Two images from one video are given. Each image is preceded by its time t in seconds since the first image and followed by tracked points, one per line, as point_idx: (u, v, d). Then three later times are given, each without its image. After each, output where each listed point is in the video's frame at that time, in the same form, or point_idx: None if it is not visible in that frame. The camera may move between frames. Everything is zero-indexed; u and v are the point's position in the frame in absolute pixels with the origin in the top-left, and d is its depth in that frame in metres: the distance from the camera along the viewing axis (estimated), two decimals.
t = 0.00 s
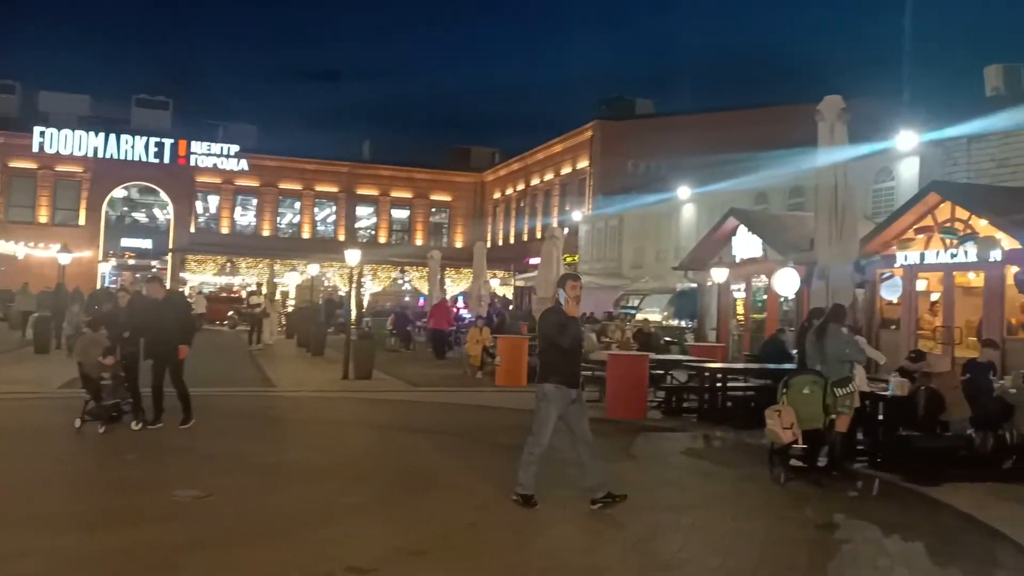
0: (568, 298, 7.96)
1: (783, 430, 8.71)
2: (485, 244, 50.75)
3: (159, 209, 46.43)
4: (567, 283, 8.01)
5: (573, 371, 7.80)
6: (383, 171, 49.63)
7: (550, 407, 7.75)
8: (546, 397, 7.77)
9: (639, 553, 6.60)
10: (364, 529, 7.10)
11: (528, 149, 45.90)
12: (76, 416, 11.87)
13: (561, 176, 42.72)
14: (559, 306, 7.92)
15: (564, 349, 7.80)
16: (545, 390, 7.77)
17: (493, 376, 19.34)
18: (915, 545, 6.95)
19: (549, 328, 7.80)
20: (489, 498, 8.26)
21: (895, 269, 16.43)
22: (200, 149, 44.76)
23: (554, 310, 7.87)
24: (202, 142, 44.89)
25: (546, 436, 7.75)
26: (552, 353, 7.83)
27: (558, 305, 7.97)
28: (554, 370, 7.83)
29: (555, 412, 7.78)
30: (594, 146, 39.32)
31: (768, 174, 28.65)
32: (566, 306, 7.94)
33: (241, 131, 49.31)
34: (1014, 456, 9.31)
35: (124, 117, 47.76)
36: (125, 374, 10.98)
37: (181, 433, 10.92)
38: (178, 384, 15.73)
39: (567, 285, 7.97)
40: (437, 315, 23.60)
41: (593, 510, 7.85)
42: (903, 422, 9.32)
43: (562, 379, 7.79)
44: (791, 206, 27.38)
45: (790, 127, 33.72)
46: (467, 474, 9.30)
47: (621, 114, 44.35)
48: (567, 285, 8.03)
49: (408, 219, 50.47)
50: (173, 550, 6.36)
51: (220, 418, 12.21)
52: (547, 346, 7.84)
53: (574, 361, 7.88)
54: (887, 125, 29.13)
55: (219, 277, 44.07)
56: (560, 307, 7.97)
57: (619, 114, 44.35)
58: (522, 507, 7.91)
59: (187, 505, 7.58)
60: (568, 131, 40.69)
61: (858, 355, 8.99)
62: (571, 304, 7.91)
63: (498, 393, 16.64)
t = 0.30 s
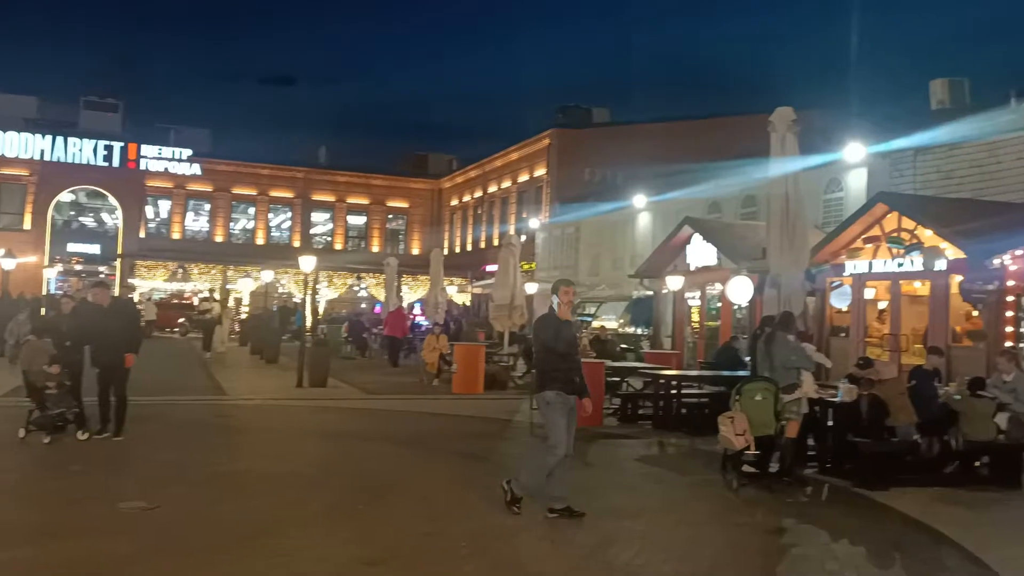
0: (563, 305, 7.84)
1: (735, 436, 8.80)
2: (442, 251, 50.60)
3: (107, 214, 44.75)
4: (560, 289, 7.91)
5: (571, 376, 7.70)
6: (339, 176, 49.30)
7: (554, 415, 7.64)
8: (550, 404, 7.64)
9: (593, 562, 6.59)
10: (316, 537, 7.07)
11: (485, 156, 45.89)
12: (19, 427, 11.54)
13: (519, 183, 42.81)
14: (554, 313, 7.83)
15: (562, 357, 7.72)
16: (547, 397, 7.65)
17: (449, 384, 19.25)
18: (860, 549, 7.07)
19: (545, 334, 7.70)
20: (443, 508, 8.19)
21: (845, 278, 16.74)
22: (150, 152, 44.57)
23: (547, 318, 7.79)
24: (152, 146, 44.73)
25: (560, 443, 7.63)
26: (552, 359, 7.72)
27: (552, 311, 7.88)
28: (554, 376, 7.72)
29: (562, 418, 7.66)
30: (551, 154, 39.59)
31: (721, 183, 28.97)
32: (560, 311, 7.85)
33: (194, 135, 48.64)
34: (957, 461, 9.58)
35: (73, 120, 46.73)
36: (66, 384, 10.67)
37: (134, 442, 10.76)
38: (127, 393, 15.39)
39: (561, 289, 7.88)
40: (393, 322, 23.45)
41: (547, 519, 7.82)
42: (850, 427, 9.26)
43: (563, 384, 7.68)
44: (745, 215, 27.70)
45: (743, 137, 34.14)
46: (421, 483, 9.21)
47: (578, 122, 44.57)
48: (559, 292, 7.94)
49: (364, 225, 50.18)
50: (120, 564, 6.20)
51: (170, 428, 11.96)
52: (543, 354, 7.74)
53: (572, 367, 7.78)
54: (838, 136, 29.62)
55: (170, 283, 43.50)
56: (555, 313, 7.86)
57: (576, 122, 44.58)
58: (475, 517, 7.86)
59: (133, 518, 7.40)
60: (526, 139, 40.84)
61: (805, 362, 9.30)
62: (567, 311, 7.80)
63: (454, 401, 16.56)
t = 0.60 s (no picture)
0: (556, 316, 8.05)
1: (692, 441, 8.81)
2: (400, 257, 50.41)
3: (58, 219, 44.36)
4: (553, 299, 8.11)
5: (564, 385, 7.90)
6: (297, 182, 48.89)
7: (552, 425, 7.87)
8: (550, 415, 7.88)
9: (545, 566, 6.62)
10: (272, 547, 7.00)
11: (445, 163, 45.84)
12: None
13: (478, 190, 42.85)
14: (546, 325, 8.08)
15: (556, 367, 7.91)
16: (545, 409, 7.89)
17: (408, 391, 19.16)
18: (812, 552, 7.17)
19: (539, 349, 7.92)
20: (400, 516, 8.15)
21: (799, 285, 16.98)
22: (101, 156, 43.26)
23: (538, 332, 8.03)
24: (104, 150, 43.47)
25: (563, 450, 7.83)
26: (546, 370, 7.92)
27: (544, 324, 8.13)
28: (549, 386, 7.95)
29: (562, 426, 7.92)
30: (511, 161, 39.70)
31: (679, 191, 29.20)
32: (554, 323, 8.09)
33: (147, 140, 47.90)
34: (908, 464, 9.67)
35: (22, 123, 45.62)
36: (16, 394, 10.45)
37: (84, 452, 10.54)
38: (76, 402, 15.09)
39: (552, 300, 8.09)
40: (350, 330, 23.28)
41: (499, 526, 7.84)
42: (803, 433, 9.47)
43: (557, 394, 7.89)
44: (702, 222, 27.96)
45: (700, 145, 34.46)
46: (377, 491, 9.17)
47: (538, 129, 44.67)
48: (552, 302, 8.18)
49: (322, 232, 49.85)
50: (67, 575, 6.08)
51: (121, 438, 11.76)
52: (537, 366, 7.99)
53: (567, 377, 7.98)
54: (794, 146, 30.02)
55: (122, 290, 42.67)
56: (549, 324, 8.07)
57: (536, 130, 44.67)
58: (433, 525, 7.85)
59: (83, 529, 7.27)
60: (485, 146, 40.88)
61: (747, 367, 9.19)
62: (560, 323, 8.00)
63: (413, 409, 16.49)
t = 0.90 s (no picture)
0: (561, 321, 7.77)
1: (657, 445, 8.92)
2: (366, 261, 50.21)
3: (15, 222, 43.33)
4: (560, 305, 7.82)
5: (571, 391, 7.52)
6: (261, 186, 48.48)
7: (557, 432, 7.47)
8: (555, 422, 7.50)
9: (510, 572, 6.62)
10: (234, 554, 6.92)
11: (411, 167, 45.72)
12: None
13: (444, 195, 42.80)
14: (552, 330, 7.73)
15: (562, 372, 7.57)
16: (553, 416, 7.52)
17: (373, 396, 19.06)
18: (776, 555, 7.23)
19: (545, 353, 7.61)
20: (365, 522, 8.13)
21: (762, 290, 17.21)
22: (59, 158, 42.22)
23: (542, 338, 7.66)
24: (62, 151, 42.39)
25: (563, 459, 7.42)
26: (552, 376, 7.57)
27: (548, 330, 7.77)
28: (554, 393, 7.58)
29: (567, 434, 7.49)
30: (476, 166, 39.75)
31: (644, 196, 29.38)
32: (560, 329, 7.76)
33: (108, 142, 47.18)
34: (868, 467, 9.80)
35: None
36: None
37: (41, 461, 10.34)
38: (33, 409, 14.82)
39: (558, 309, 7.80)
40: (313, 335, 23.07)
41: (463, 532, 7.83)
42: (765, 435, 9.50)
43: (563, 399, 7.52)
44: (668, 227, 28.10)
45: (666, 151, 34.68)
46: (341, 497, 9.13)
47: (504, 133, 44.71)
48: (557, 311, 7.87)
49: (287, 236, 49.49)
50: None
51: (80, 445, 11.56)
52: (542, 373, 7.60)
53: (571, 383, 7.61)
54: (757, 152, 30.31)
55: (80, 294, 42.04)
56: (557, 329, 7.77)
57: (502, 134, 44.72)
58: (398, 530, 7.83)
59: (40, 538, 7.14)
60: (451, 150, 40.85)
61: (696, 370, 9.33)
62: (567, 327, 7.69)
63: (378, 414, 16.41)
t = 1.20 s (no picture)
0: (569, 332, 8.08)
1: (620, 449, 8.84)
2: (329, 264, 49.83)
3: None
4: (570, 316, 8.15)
5: (572, 398, 7.88)
6: (223, 188, 48.03)
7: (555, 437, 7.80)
8: (553, 428, 7.82)
9: None
10: (194, 561, 6.84)
11: (375, 170, 45.56)
12: None
13: (409, 198, 42.71)
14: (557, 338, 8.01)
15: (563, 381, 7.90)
16: (551, 421, 7.84)
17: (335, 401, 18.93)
18: (736, 557, 7.30)
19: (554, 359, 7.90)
20: (326, 528, 8.08)
21: (725, 295, 17.27)
22: (13, 159, 42.31)
23: (550, 343, 7.91)
24: (16, 151, 42.48)
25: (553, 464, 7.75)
26: (556, 384, 7.89)
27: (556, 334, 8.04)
28: (554, 399, 7.88)
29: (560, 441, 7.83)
30: (441, 169, 39.74)
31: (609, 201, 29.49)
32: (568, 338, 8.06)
33: (65, 142, 46.38)
34: (826, 470, 9.93)
35: None
36: None
37: None
38: None
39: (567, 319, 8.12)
40: (274, 339, 22.85)
41: (426, 536, 7.83)
42: (727, 438, 9.57)
43: (563, 407, 7.86)
44: (632, 233, 28.23)
45: (630, 156, 34.88)
46: (302, 503, 9.07)
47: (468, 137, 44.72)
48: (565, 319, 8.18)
49: (249, 238, 49.03)
50: None
51: (34, 451, 11.35)
52: (548, 379, 7.89)
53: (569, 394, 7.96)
54: (720, 157, 30.58)
55: (35, 296, 41.25)
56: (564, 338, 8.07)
57: (467, 137, 44.71)
58: (360, 536, 7.79)
59: None
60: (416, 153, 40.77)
61: (657, 375, 9.47)
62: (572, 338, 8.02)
63: (341, 418, 16.30)
